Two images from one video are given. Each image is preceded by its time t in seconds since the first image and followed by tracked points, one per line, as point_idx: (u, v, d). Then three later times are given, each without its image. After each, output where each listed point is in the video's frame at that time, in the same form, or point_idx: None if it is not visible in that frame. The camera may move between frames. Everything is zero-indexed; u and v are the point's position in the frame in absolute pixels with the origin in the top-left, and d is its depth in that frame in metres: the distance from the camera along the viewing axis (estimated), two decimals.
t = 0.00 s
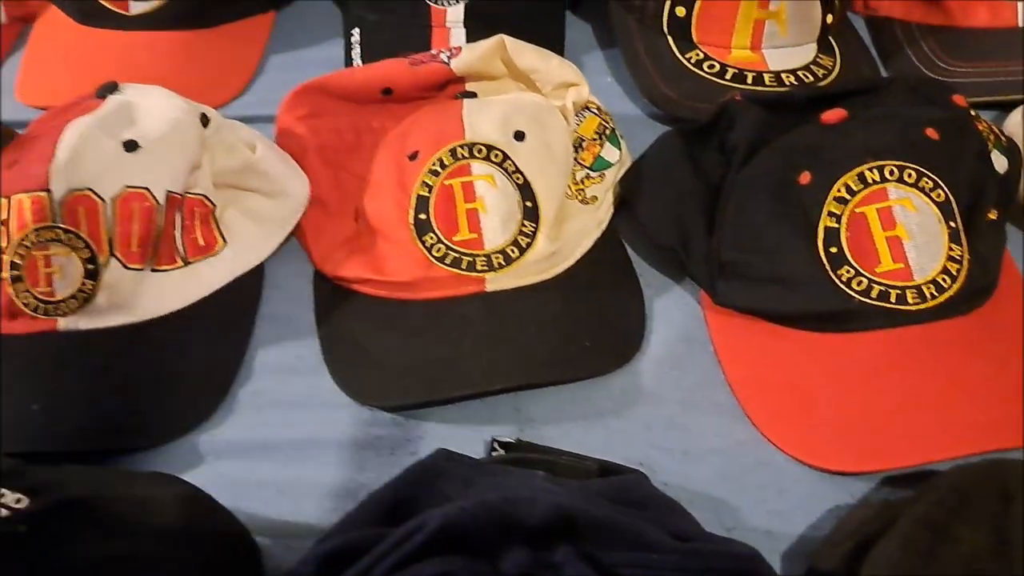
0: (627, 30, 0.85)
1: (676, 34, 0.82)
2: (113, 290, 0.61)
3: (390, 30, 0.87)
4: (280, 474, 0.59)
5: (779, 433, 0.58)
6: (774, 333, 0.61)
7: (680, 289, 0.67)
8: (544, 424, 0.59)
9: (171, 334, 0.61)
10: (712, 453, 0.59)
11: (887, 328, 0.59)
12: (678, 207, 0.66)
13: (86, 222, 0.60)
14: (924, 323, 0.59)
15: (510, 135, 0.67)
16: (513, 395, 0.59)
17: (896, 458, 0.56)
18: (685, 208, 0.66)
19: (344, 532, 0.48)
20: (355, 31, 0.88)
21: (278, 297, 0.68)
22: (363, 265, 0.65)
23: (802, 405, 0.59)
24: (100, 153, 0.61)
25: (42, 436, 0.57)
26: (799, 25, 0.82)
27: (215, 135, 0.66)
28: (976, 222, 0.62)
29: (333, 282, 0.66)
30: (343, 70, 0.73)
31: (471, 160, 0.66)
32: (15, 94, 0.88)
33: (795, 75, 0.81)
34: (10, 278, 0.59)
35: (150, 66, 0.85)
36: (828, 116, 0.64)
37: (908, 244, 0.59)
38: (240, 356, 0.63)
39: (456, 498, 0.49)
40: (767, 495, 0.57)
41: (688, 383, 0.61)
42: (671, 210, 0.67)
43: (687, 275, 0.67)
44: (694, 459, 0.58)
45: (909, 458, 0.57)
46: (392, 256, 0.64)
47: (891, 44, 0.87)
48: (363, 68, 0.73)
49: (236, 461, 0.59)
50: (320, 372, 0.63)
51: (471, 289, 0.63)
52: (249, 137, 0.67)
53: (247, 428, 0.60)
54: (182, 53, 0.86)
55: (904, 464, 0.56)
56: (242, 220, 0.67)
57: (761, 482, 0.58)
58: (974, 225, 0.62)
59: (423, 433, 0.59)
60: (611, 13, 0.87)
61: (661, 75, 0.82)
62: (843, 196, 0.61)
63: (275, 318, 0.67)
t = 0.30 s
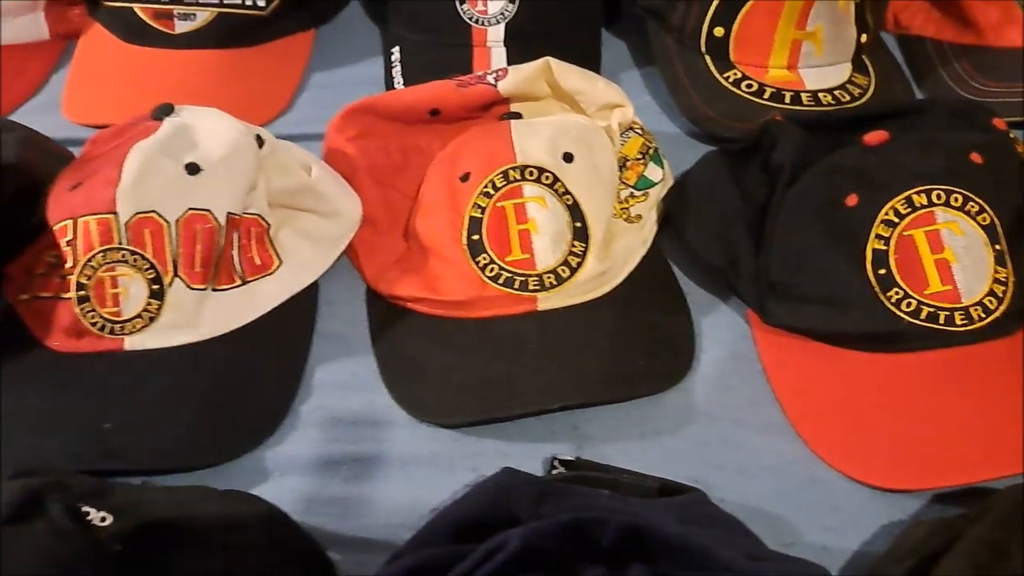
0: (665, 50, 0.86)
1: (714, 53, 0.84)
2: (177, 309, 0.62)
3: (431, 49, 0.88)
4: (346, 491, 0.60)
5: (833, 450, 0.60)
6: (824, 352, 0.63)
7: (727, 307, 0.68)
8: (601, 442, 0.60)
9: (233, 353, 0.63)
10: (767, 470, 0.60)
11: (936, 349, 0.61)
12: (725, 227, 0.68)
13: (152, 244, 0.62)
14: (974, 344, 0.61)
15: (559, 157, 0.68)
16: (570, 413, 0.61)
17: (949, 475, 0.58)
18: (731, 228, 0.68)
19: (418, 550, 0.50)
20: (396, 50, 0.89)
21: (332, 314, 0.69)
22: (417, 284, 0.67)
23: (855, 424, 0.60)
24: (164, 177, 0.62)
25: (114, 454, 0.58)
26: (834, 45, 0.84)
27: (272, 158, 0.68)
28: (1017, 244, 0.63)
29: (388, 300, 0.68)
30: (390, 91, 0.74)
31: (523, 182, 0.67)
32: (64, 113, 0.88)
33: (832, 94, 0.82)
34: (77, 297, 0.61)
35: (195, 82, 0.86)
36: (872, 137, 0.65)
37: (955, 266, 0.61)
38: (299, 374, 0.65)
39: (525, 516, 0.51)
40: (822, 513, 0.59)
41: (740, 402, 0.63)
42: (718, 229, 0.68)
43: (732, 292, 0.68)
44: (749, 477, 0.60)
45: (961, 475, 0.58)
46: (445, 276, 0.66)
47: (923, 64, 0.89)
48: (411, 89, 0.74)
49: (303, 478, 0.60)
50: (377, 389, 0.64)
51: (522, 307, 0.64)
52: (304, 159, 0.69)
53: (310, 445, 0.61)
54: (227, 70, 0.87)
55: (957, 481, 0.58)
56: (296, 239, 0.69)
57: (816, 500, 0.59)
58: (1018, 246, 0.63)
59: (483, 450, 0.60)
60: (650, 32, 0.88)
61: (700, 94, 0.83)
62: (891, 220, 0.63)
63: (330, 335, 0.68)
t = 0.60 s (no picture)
0: (704, 47, 0.87)
1: (753, 50, 0.85)
2: (235, 302, 0.63)
3: (469, 46, 0.88)
4: (405, 481, 0.61)
5: (886, 443, 0.61)
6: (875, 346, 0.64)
7: (774, 302, 0.69)
8: (656, 434, 0.61)
9: (288, 346, 0.64)
10: (821, 462, 0.61)
11: (989, 342, 0.62)
12: (772, 221, 0.68)
13: (210, 238, 0.63)
14: None
15: (607, 151, 0.68)
16: (625, 405, 0.62)
17: (1004, 467, 0.58)
18: (779, 224, 0.68)
19: (485, 539, 0.51)
20: (434, 47, 0.90)
21: (382, 307, 0.70)
22: (467, 278, 0.67)
23: (908, 417, 0.61)
24: (222, 172, 0.63)
25: (175, 446, 0.58)
26: (872, 43, 0.84)
27: (324, 154, 0.68)
28: None
29: (438, 294, 0.68)
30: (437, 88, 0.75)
31: (573, 177, 0.67)
32: (106, 109, 0.89)
33: (870, 91, 0.83)
34: (138, 290, 0.62)
35: (239, 79, 0.87)
36: (916, 134, 0.67)
37: (1007, 260, 0.62)
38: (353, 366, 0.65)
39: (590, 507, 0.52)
40: (877, 504, 0.60)
41: (792, 394, 0.63)
42: (765, 223, 0.68)
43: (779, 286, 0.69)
44: (804, 469, 0.61)
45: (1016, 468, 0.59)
46: (496, 270, 0.66)
47: (959, 61, 0.89)
48: (458, 86, 0.75)
49: (362, 468, 0.61)
50: (431, 381, 0.65)
51: (574, 300, 0.65)
52: (355, 156, 0.69)
53: (369, 436, 0.62)
54: (270, 67, 0.88)
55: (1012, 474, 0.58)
56: (346, 233, 0.69)
57: (871, 491, 0.60)
58: None
59: (539, 441, 0.61)
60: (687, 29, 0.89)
61: (739, 91, 0.84)
62: (943, 214, 0.63)
63: (381, 328, 0.69)
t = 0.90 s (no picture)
0: (743, 43, 0.87)
1: (794, 46, 0.85)
2: (291, 297, 0.63)
3: (509, 43, 0.89)
4: (463, 476, 0.61)
5: (940, 439, 0.62)
6: (926, 343, 0.65)
7: (823, 298, 0.69)
8: (713, 429, 0.61)
9: (343, 342, 0.64)
10: (877, 457, 0.61)
11: None
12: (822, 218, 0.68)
13: (266, 233, 0.63)
14: None
15: (657, 147, 0.68)
16: (682, 401, 0.62)
17: None
18: (830, 220, 0.69)
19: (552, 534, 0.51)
20: (471, 44, 0.90)
21: (432, 303, 0.70)
22: (518, 274, 0.67)
23: (961, 413, 0.62)
24: (276, 168, 0.64)
25: (236, 440, 0.59)
26: (912, 40, 0.84)
27: (373, 151, 0.68)
28: None
29: (487, 290, 0.69)
30: (481, 85, 0.75)
31: (624, 173, 0.67)
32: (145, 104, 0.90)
33: (911, 88, 0.83)
34: (194, 286, 0.63)
35: (278, 76, 0.87)
36: (960, 132, 0.67)
37: None
38: (406, 362, 0.66)
39: (654, 501, 0.52)
40: (934, 498, 0.60)
41: (845, 390, 0.64)
42: (815, 219, 0.69)
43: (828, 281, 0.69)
44: (861, 463, 0.61)
45: None
46: (547, 266, 0.66)
47: (996, 57, 0.90)
48: (503, 83, 0.75)
49: (420, 462, 0.61)
50: (484, 376, 0.65)
51: (626, 296, 0.65)
52: (404, 153, 0.70)
53: (425, 430, 0.62)
54: (309, 64, 0.89)
55: None
56: (394, 230, 0.70)
57: (926, 486, 0.60)
58: None
59: (595, 436, 0.61)
60: (727, 26, 0.89)
61: (780, 87, 0.84)
62: (997, 210, 0.65)
63: (432, 324, 0.69)
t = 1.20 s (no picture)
0: (791, 45, 0.87)
1: (843, 48, 0.85)
2: (357, 298, 0.64)
3: (557, 44, 0.89)
4: (531, 475, 0.61)
5: (1005, 440, 0.62)
6: (988, 344, 0.65)
7: (882, 299, 0.70)
8: (780, 430, 0.61)
9: (407, 342, 0.64)
10: (944, 457, 0.61)
11: None
12: (882, 218, 0.69)
13: (331, 234, 0.63)
14: None
15: (716, 148, 0.68)
16: (749, 402, 0.62)
17: None
18: (889, 222, 0.69)
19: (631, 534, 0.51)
20: (517, 44, 0.90)
21: (490, 304, 0.70)
22: (578, 274, 0.67)
23: None
24: (341, 168, 0.64)
25: (305, 439, 0.59)
26: (961, 41, 0.84)
27: (430, 150, 0.69)
28: None
29: (545, 290, 0.69)
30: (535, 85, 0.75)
31: (685, 173, 0.67)
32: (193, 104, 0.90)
33: (961, 89, 0.83)
34: (261, 286, 0.63)
35: (327, 76, 0.87)
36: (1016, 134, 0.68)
37: None
38: (467, 362, 0.66)
39: (730, 502, 0.52)
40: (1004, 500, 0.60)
41: (908, 390, 0.64)
42: (874, 220, 0.69)
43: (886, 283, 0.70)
44: (929, 464, 0.61)
45: None
46: (609, 266, 0.66)
47: None
48: (557, 83, 0.75)
49: (489, 462, 0.61)
50: (548, 377, 0.65)
51: (688, 297, 0.65)
52: (462, 153, 0.70)
53: (490, 430, 0.63)
54: (357, 63, 0.89)
55: None
56: (452, 231, 0.70)
57: (994, 487, 0.60)
58: None
59: (664, 436, 0.62)
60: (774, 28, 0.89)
61: (829, 88, 0.84)
62: None
63: (491, 324, 0.69)
